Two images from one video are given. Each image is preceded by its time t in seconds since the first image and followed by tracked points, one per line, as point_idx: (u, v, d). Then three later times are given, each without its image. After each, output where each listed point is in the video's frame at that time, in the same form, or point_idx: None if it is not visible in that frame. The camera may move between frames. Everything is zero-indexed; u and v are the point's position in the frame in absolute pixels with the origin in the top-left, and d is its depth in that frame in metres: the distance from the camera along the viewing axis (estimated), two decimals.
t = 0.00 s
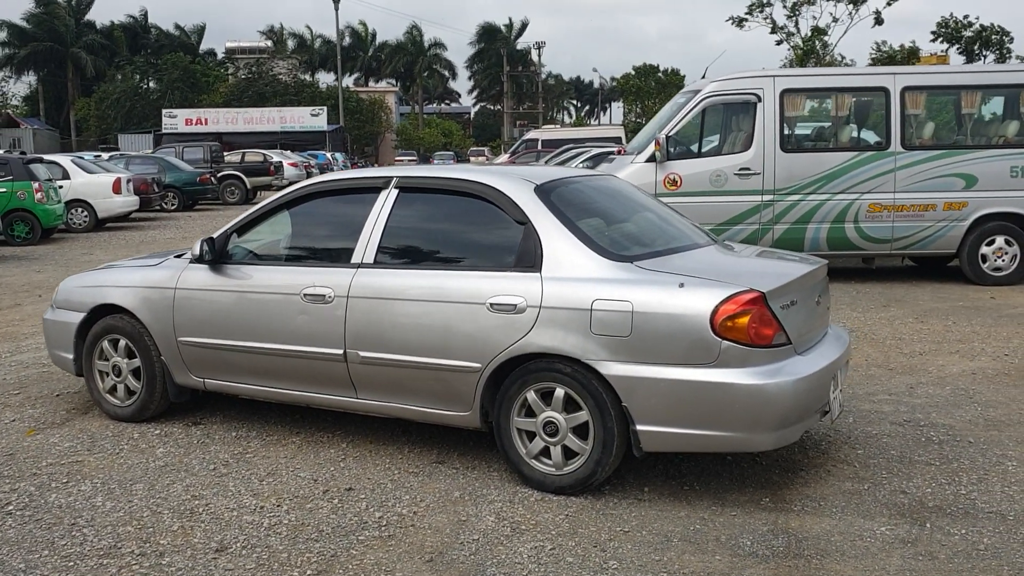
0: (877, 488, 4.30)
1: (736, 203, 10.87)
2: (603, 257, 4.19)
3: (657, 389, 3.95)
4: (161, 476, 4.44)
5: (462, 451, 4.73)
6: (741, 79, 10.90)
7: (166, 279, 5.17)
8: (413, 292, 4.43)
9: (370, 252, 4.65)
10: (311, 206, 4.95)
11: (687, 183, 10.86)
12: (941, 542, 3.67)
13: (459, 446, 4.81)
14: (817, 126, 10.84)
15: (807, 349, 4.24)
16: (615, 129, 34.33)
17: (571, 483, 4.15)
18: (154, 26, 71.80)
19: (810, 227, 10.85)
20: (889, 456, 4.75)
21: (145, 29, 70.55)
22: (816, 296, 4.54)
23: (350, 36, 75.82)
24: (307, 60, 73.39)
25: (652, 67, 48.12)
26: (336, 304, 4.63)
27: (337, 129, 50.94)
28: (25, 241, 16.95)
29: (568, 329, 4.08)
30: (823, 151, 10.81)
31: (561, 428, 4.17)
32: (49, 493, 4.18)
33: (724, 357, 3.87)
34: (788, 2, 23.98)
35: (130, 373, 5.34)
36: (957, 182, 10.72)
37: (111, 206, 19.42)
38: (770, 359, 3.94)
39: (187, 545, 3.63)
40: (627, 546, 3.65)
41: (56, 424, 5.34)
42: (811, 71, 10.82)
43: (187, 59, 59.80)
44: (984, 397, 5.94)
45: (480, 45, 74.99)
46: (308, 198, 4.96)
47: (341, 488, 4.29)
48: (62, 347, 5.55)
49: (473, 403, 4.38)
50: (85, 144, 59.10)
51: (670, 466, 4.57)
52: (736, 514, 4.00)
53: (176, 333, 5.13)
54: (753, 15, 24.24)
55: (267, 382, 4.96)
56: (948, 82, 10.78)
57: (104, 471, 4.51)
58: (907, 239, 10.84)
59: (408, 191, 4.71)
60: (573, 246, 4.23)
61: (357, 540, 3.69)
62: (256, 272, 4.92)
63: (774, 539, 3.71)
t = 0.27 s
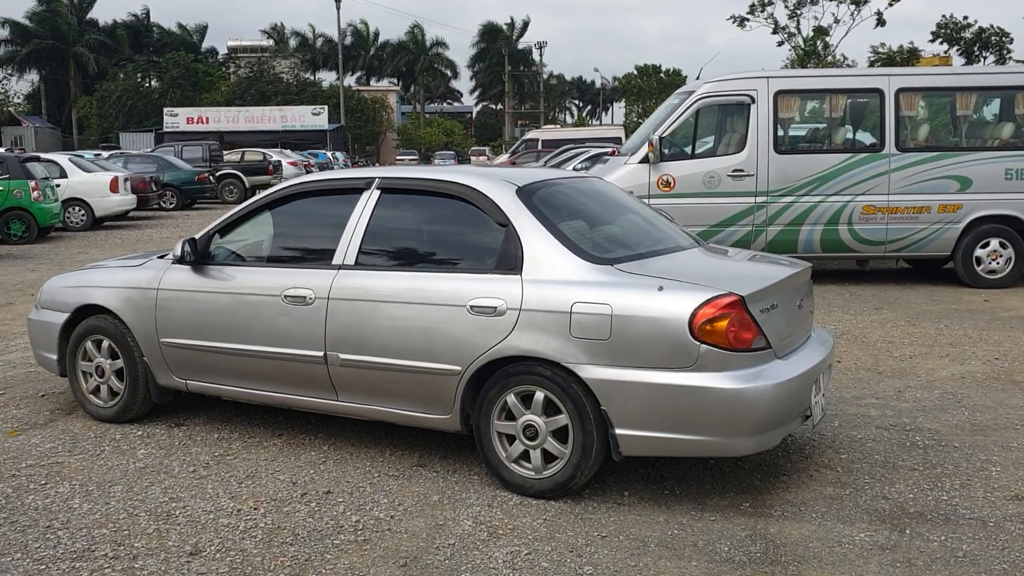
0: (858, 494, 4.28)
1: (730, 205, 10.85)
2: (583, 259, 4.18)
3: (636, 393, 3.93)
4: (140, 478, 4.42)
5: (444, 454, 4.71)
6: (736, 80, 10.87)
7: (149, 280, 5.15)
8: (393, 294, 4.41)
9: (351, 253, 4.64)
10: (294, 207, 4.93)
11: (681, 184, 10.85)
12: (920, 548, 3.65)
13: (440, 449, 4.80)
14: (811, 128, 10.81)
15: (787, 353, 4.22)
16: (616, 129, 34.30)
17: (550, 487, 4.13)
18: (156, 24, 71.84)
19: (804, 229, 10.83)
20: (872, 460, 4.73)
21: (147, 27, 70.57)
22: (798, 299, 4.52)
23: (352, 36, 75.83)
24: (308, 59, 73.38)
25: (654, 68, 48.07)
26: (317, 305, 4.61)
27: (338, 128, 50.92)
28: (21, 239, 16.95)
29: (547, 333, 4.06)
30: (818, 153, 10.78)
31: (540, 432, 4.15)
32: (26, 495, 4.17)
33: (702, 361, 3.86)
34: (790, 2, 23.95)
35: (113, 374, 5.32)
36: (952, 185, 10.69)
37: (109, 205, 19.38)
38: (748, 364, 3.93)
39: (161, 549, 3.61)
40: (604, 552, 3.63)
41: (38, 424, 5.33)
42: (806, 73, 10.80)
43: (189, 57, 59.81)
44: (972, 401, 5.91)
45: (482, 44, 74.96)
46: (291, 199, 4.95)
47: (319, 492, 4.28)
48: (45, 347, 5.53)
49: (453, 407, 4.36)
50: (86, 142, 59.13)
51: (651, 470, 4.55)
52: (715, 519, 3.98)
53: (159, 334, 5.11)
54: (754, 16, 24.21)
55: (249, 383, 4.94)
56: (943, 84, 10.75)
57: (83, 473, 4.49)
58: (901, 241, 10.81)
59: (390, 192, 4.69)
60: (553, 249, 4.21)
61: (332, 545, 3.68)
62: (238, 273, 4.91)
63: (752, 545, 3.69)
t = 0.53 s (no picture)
0: (840, 497, 4.28)
1: (727, 208, 10.85)
2: (566, 261, 4.19)
3: (617, 395, 3.94)
4: (124, 476, 4.44)
5: (429, 455, 4.73)
6: (734, 83, 10.88)
7: (138, 278, 5.17)
8: (378, 295, 4.43)
9: (337, 254, 4.65)
10: (282, 207, 4.95)
11: (678, 187, 10.86)
12: (897, 553, 3.66)
13: (425, 450, 4.81)
14: (809, 131, 10.80)
15: (770, 357, 4.23)
16: (620, 131, 34.30)
17: (532, 488, 4.14)
18: (162, 23, 72.00)
19: (800, 233, 10.83)
20: (856, 464, 4.74)
21: (154, 26, 70.74)
22: (782, 303, 4.53)
23: (358, 36, 75.94)
24: (314, 58, 73.47)
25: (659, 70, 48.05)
26: (303, 305, 4.63)
27: (342, 128, 50.98)
28: (22, 237, 16.99)
29: (529, 334, 4.08)
30: (815, 157, 10.78)
31: (522, 433, 4.16)
32: (10, 492, 4.19)
33: (683, 364, 3.87)
34: (796, 5, 23.95)
35: (102, 372, 5.34)
36: (949, 190, 10.68)
37: (110, 203, 19.43)
38: (729, 367, 3.94)
39: (141, 547, 3.63)
40: (582, 553, 3.65)
41: (27, 422, 5.35)
42: (804, 77, 10.80)
43: (194, 56, 59.92)
44: (960, 407, 5.91)
45: (487, 45, 75.00)
46: (279, 199, 4.97)
47: (303, 491, 4.29)
48: (36, 345, 5.56)
49: (437, 408, 4.38)
50: (92, 140, 59.28)
51: (634, 472, 4.56)
52: (695, 522, 3.99)
53: (147, 332, 5.13)
54: (760, 18, 24.21)
55: (236, 383, 4.96)
56: (940, 89, 10.75)
57: (69, 470, 4.51)
58: (898, 245, 10.81)
59: (376, 193, 4.71)
60: (537, 251, 4.23)
61: (312, 544, 3.69)
62: (225, 273, 4.93)
63: (730, 549, 3.70)
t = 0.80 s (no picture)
0: (823, 500, 4.31)
1: (729, 211, 10.85)
2: (554, 262, 4.23)
3: (600, 396, 3.98)
4: (115, 468, 4.50)
5: (417, 451, 4.78)
6: (737, 87, 10.90)
7: (134, 273, 5.23)
8: (368, 293, 4.47)
9: (330, 251, 4.70)
10: (276, 205, 5.01)
11: (681, 190, 10.86)
12: (874, 555, 3.70)
13: (414, 446, 4.86)
14: (813, 136, 10.81)
15: (755, 360, 4.26)
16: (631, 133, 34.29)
17: (516, 486, 4.18)
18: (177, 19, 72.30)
19: (802, 237, 10.84)
20: (842, 468, 4.76)
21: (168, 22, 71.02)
22: (770, 306, 4.55)
23: (371, 35, 76.10)
24: (326, 57, 73.65)
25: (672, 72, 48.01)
26: (295, 302, 4.68)
27: (353, 127, 51.10)
28: (30, 230, 17.11)
29: (515, 334, 4.12)
30: (817, 162, 10.78)
31: (508, 432, 4.20)
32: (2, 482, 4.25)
33: (666, 366, 3.91)
34: (810, 9, 23.90)
35: (98, 365, 5.41)
36: (951, 196, 10.68)
37: (118, 197, 19.51)
38: (712, 369, 3.97)
39: (127, 537, 3.69)
40: (561, 551, 3.69)
41: (24, 413, 5.42)
42: (807, 82, 10.81)
43: (207, 53, 60.14)
44: (951, 413, 5.93)
45: (500, 45, 75.04)
46: (274, 196, 5.02)
47: (290, 485, 4.35)
48: (33, 337, 5.63)
49: (424, 405, 4.42)
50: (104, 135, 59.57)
51: (620, 472, 4.60)
52: (676, 522, 4.03)
53: (142, 327, 5.19)
54: (774, 22, 24.18)
55: (228, 377, 5.02)
56: (944, 95, 10.74)
57: (61, 461, 4.58)
58: (899, 251, 10.81)
59: (369, 192, 4.75)
60: (525, 251, 4.27)
61: (296, 538, 3.75)
62: (219, 268, 4.98)
63: (708, 549, 3.74)
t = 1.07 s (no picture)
0: (809, 493, 4.35)
1: (730, 208, 10.87)
2: (543, 257, 4.28)
3: (587, 389, 4.03)
4: (111, 458, 4.58)
5: (409, 444, 4.83)
6: (739, 84, 10.91)
7: (132, 266, 5.30)
8: (360, 286, 4.53)
9: (323, 245, 4.76)
10: (272, 199, 5.07)
11: (682, 187, 10.87)
12: (856, 547, 3.74)
13: (406, 439, 4.91)
14: (814, 133, 10.81)
15: (742, 354, 4.30)
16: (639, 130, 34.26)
17: (504, 478, 4.23)
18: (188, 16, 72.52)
19: (803, 234, 10.85)
20: (830, 462, 4.80)
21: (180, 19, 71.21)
22: (758, 301, 4.59)
23: (381, 32, 76.18)
24: (336, 54, 73.79)
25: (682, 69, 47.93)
26: (289, 295, 4.74)
27: (363, 124, 51.19)
28: (38, 225, 17.24)
29: (504, 328, 4.17)
30: (819, 159, 10.79)
31: (496, 424, 4.25)
32: None
33: (652, 359, 3.95)
34: (820, 6, 23.83)
35: (96, 357, 5.48)
36: (952, 194, 10.67)
37: (126, 193, 19.62)
38: (698, 363, 4.01)
39: (119, 525, 3.76)
40: (546, 541, 3.74)
41: (24, 404, 5.50)
42: (809, 79, 10.82)
43: (217, 50, 60.34)
44: (944, 409, 5.95)
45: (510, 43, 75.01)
46: (269, 191, 5.08)
47: (282, 475, 4.41)
48: (34, 330, 5.71)
49: (415, 397, 4.47)
50: (115, 132, 59.84)
51: (609, 465, 4.64)
52: (662, 514, 4.07)
53: (140, 319, 5.26)
54: (784, 19, 24.12)
55: (224, 369, 5.08)
56: (946, 93, 10.74)
57: (58, 452, 4.65)
58: (900, 248, 10.81)
59: (362, 186, 4.81)
60: (515, 245, 4.32)
61: (285, 527, 3.81)
62: (216, 262, 5.05)
63: (692, 540, 3.79)
